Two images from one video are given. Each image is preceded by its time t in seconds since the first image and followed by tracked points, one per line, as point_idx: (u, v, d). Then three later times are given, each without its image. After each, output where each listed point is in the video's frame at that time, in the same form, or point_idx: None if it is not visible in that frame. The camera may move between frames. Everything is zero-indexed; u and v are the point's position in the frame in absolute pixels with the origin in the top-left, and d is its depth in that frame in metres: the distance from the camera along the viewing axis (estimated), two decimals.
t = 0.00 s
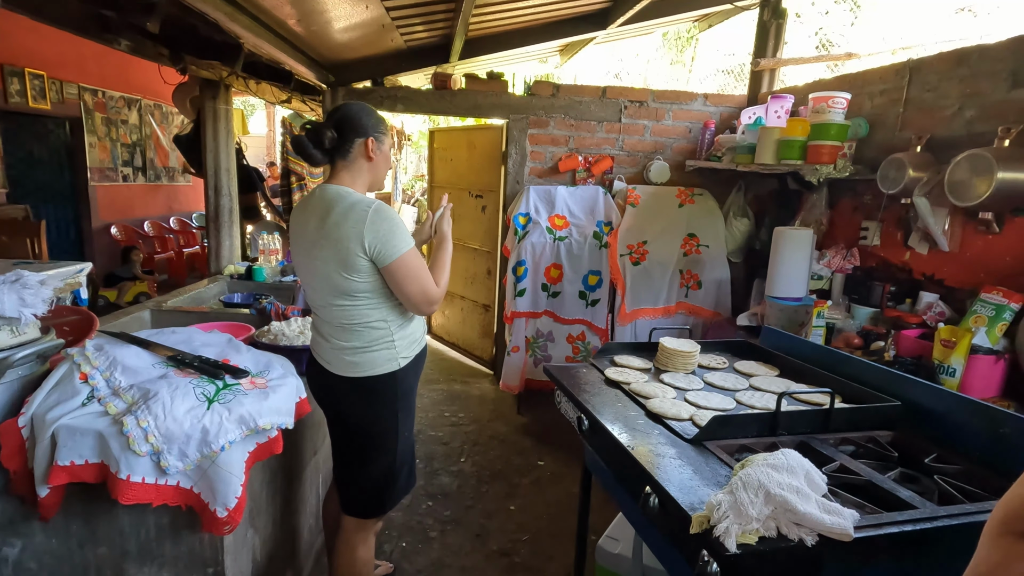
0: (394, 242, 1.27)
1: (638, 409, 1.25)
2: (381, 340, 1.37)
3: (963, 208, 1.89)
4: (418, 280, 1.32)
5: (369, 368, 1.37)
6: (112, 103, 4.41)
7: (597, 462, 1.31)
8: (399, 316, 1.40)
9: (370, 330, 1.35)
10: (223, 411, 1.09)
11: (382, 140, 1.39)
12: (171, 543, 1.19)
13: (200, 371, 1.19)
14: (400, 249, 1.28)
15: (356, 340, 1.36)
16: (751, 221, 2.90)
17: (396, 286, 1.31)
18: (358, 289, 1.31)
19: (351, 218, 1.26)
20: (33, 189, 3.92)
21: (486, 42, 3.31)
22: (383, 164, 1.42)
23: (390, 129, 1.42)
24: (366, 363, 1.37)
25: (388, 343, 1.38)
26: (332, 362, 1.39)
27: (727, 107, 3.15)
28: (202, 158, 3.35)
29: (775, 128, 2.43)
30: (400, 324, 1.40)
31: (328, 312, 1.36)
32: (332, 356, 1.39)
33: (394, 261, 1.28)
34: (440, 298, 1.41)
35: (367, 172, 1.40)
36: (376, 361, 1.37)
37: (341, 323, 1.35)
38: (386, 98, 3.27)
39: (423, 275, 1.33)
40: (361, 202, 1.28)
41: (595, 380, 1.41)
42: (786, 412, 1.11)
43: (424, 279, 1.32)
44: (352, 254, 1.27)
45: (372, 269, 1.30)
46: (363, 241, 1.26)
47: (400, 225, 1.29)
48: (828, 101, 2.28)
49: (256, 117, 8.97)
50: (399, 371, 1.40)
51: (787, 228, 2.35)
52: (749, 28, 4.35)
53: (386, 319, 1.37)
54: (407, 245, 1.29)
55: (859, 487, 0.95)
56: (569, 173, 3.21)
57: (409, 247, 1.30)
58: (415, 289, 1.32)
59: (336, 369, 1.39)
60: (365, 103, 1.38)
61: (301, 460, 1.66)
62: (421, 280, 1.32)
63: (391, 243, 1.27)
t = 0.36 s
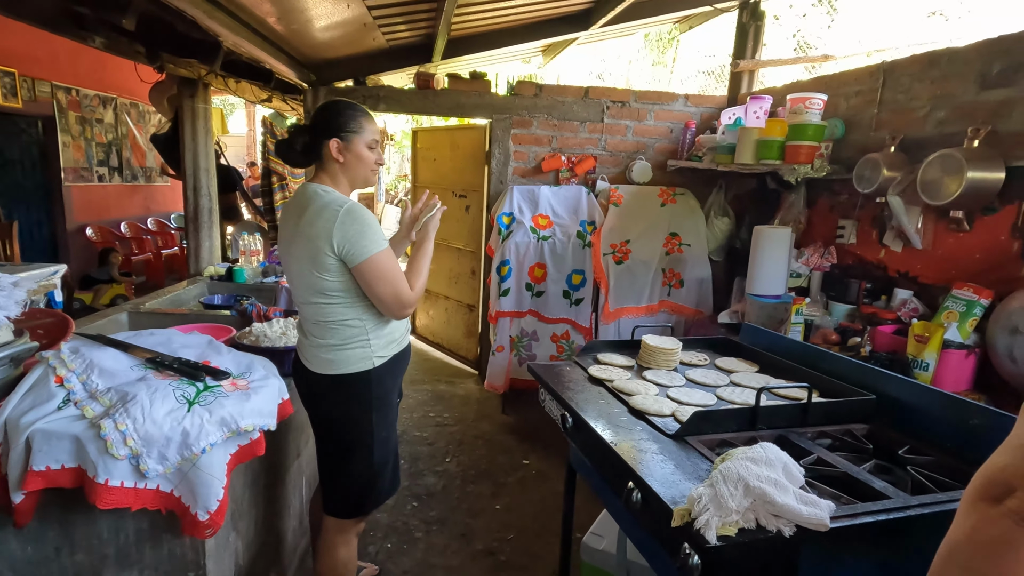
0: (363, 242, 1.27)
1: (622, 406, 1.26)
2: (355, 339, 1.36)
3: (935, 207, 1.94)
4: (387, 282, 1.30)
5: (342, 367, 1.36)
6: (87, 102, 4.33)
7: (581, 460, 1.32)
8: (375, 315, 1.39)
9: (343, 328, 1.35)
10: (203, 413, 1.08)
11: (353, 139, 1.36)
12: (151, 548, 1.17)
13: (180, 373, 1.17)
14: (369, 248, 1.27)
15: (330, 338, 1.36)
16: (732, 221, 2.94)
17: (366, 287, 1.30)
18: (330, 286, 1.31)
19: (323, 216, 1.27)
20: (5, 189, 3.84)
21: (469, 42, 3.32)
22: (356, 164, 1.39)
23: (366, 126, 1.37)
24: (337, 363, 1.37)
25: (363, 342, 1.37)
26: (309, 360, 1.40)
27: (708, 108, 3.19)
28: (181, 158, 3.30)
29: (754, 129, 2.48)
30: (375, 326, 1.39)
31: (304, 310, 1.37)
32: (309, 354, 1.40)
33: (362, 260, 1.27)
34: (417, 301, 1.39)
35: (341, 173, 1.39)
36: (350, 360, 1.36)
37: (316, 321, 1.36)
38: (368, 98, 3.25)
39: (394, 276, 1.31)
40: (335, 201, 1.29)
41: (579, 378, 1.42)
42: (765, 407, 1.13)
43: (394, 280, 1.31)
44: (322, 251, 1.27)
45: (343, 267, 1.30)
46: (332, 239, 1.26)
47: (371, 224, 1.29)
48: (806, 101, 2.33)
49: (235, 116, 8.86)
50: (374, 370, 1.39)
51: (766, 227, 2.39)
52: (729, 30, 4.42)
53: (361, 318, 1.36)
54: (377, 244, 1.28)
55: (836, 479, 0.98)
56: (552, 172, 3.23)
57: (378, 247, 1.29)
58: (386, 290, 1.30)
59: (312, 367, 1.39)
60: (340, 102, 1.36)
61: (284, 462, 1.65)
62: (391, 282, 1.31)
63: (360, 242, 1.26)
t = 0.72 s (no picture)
0: (322, 242, 1.26)
1: (604, 403, 1.28)
2: (327, 338, 1.36)
3: (909, 206, 1.99)
4: (349, 283, 1.28)
5: (314, 366, 1.37)
6: (63, 100, 4.27)
7: (565, 456, 1.34)
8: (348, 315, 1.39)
9: (314, 327, 1.36)
10: (186, 414, 1.08)
11: (308, 138, 1.36)
12: (134, 550, 1.17)
13: (162, 374, 1.17)
14: (329, 246, 1.26)
15: (304, 336, 1.37)
16: (713, 220, 2.99)
17: (331, 286, 1.29)
18: (300, 285, 1.33)
19: (292, 215, 1.29)
20: None
21: (453, 42, 3.32)
22: (315, 163, 1.38)
23: (318, 122, 1.36)
24: (308, 362, 1.38)
25: (335, 342, 1.37)
26: (288, 358, 1.43)
27: (690, 108, 3.23)
28: (162, 158, 3.27)
29: (734, 129, 2.52)
30: (346, 327, 1.38)
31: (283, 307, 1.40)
32: (288, 352, 1.43)
33: (322, 259, 1.26)
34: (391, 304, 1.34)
35: (310, 173, 1.41)
36: (321, 359, 1.37)
37: (291, 319, 1.39)
38: (352, 97, 3.25)
39: (357, 277, 1.28)
40: (306, 200, 1.31)
41: (562, 376, 1.44)
42: (743, 402, 1.16)
43: (357, 281, 1.28)
44: (290, 250, 1.30)
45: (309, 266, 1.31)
46: (298, 237, 1.28)
47: (337, 222, 1.28)
48: (784, 103, 2.37)
49: (217, 115, 8.75)
50: (345, 371, 1.39)
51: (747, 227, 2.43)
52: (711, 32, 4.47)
53: (332, 317, 1.36)
54: (339, 243, 1.27)
55: (811, 471, 1.01)
56: (536, 172, 3.24)
57: (338, 246, 1.27)
58: (349, 290, 1.28)
59: (290, 366, 1.42)
60: (305, 103, 1.38)
61: (268, 463, 1.65)
62: (354, 283, 1.28)
63: (322, 240, 1.26)
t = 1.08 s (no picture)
0: (285, 242, 1.24)
1: (586, 401, 1.30)
2: (300, 339, 1.36)
3: (881, 206, 2.04)
4: (313, 284, 1.25)
5: (288, 367, 1.37)
6: (34, 99, 4.17)
7: (547, 455, 1.35)
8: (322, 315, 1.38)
9: (289, 327, 1.37)
10: (164, 418, 1.07)
11: (280, 139, 1.36)
12: (111, 558, 1.14)
13: (139, 377, 1.15)
14: (292, 245, 1.24)
15: (280, 337, 1.38)
16: (693, 220, 3.03)
17: (298, 287, 1.28)
18: (273, 285, 1.34)
19: (263, 215, 1.30)
20: None
21: (434, 42, 3.32)
22: (289, 163, 1.38)
23: (291, 123, 1.35)
24: (282, 361, 1.38)
25: (306, 343, 1.36)
26: (269, 359, 1.44)
27: (670, 110, 3.27)
28: (137, 158, 3.21)
29: (713, 131, 2.57)
30: (317, 327, 1.37)
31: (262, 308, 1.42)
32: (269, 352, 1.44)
33: (285, 259, 1.25)
34: (360, 307, 1.31)
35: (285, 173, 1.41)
36: (295, 360, 1.37)
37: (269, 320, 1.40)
38: (333, 97, 3.23)
39: (322, 278, 1.25)
40: (278, 200, 1.31)
41: (545, 375, 1.46)
42: (722, 398, 1.18)
43: (321, 282, 1.25)
44: (261, 250, 1.30)
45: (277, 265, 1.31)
46: (266, 236, 1.28)
47: (303, 221, 1.26)
48: (761, 105, 2.41)
49: (193, 114, 8.62)
50: (320, 373, 1.38)
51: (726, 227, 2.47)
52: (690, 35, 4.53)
53: (305, 318, 1.35)
54: (301, 242, 1.24)
55: (787, 465, 1.03)
56: (519, 173, 3.25)
57: (300, 245, 1.24)
58: (314, 291, 1.26)
59: (270, 367, 1.43)
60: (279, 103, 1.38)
61: (249, 467, 1.64)
62: (319, 285, 1.25)
63: (285, 239, 1.24)
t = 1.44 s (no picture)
0: (267, 241, 1.23)
1: (576, 403, 1.29)
2: (282, 341, 1.34)
3: (863, 208, 2.07)
4: (294, 286, 1.23)
5: (270, 369, 1.35)
6: (7, 98, 4.07)
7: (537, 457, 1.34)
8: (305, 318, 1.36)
9: (271, 329, 1.35)
10: (146, 425, 1.04)
11: (267, 139, 1.34)
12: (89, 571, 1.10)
13: (120, 384, 1.12)
14: (273, 245, 1.22)
15: (263, 339, 1.37)
16: (679, 221, 3.05)
17: (280, 288, 1.25)
18: (256, 285, 1.32)
19: (248, 214, 1.29)
20: None
21: (419, 43, 3.30)
22: (275, 164, 1.35)
23: (278, 123, 1.33)
24: (265, 365, 1.36)
25: (288, 346, 1.34)
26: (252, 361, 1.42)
27: (655, 112, 3.29)
28: (116, 158, 3.15)
29: (698, 133, 2.60)
30: (301, 331, 1.34)
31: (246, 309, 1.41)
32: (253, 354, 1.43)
33: (266, 259, 1.23)
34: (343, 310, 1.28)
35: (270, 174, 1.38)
36: (277, 362, 1.35)
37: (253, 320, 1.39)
38: (317, 98, 3.20)
39: (304, 280, 1.23)
40: (263, 199, 1.29)
41: (534, 377, 1.45)
42: (711, 399, 1.18)
43: (302, 284, 1.23)
44: (244, 248, 1.29)
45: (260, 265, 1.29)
46: (250, 235, 1.27)
47: (286, 221, 1.24)
48: (745, 107, 2.41)
49: (173, 114, 8.49)
50: (302, 376, 1.35)
51: (711, 227, 2.49)
52: (674, 37, 4.56)
53: (288, 319, 1.34)
54: (282, 242, 1.22)
55: (777, 465, 1.04)
56: (505, 174, 3.24)
57: (282, 246, 1.22)
58: (295, 293, 1.23)
59: (254, 369, 1.41)
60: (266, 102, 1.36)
61: (233, 473, 1.61)
62: (299, 287, 1.23)
63: (266, 239, 1.22)
